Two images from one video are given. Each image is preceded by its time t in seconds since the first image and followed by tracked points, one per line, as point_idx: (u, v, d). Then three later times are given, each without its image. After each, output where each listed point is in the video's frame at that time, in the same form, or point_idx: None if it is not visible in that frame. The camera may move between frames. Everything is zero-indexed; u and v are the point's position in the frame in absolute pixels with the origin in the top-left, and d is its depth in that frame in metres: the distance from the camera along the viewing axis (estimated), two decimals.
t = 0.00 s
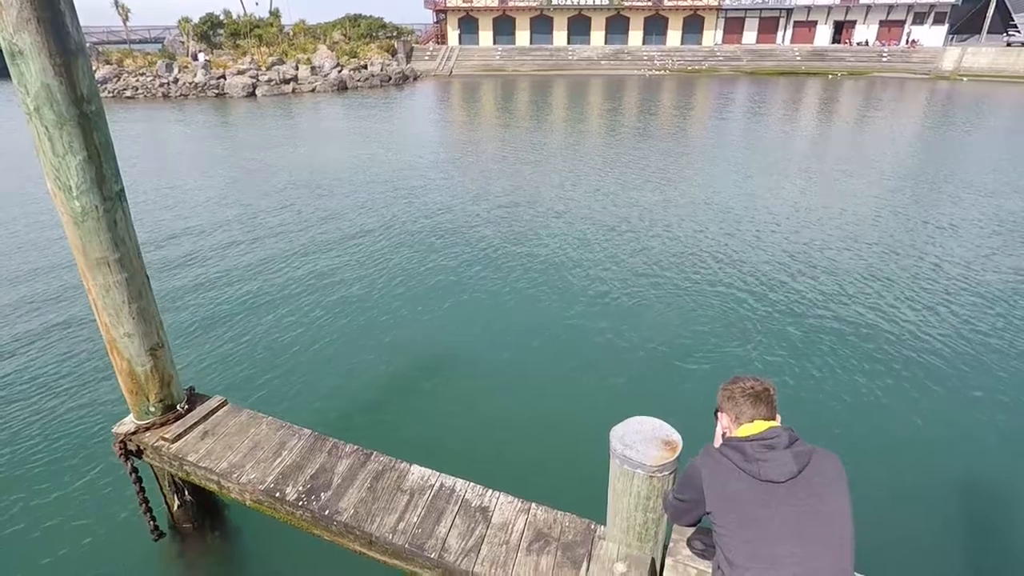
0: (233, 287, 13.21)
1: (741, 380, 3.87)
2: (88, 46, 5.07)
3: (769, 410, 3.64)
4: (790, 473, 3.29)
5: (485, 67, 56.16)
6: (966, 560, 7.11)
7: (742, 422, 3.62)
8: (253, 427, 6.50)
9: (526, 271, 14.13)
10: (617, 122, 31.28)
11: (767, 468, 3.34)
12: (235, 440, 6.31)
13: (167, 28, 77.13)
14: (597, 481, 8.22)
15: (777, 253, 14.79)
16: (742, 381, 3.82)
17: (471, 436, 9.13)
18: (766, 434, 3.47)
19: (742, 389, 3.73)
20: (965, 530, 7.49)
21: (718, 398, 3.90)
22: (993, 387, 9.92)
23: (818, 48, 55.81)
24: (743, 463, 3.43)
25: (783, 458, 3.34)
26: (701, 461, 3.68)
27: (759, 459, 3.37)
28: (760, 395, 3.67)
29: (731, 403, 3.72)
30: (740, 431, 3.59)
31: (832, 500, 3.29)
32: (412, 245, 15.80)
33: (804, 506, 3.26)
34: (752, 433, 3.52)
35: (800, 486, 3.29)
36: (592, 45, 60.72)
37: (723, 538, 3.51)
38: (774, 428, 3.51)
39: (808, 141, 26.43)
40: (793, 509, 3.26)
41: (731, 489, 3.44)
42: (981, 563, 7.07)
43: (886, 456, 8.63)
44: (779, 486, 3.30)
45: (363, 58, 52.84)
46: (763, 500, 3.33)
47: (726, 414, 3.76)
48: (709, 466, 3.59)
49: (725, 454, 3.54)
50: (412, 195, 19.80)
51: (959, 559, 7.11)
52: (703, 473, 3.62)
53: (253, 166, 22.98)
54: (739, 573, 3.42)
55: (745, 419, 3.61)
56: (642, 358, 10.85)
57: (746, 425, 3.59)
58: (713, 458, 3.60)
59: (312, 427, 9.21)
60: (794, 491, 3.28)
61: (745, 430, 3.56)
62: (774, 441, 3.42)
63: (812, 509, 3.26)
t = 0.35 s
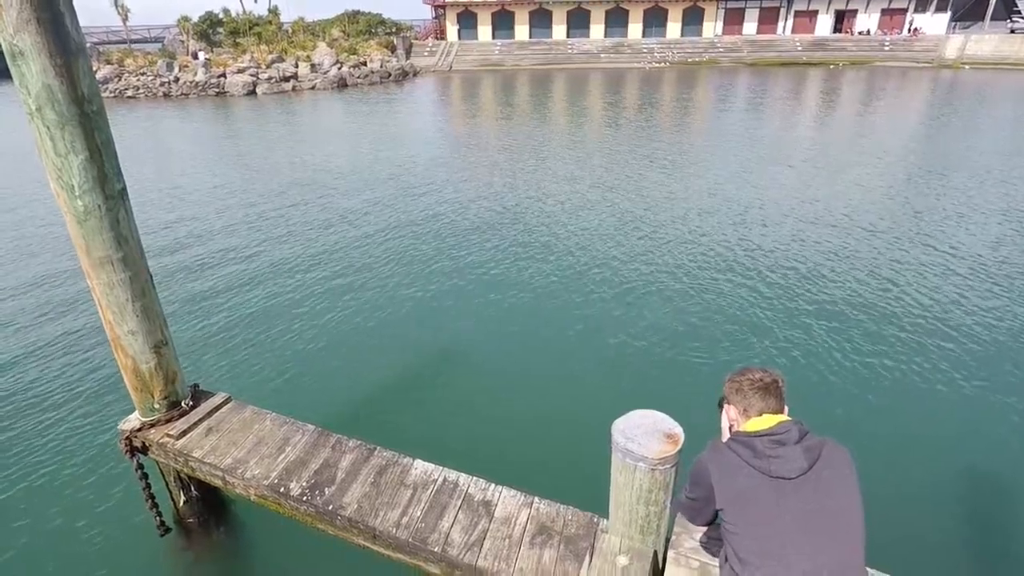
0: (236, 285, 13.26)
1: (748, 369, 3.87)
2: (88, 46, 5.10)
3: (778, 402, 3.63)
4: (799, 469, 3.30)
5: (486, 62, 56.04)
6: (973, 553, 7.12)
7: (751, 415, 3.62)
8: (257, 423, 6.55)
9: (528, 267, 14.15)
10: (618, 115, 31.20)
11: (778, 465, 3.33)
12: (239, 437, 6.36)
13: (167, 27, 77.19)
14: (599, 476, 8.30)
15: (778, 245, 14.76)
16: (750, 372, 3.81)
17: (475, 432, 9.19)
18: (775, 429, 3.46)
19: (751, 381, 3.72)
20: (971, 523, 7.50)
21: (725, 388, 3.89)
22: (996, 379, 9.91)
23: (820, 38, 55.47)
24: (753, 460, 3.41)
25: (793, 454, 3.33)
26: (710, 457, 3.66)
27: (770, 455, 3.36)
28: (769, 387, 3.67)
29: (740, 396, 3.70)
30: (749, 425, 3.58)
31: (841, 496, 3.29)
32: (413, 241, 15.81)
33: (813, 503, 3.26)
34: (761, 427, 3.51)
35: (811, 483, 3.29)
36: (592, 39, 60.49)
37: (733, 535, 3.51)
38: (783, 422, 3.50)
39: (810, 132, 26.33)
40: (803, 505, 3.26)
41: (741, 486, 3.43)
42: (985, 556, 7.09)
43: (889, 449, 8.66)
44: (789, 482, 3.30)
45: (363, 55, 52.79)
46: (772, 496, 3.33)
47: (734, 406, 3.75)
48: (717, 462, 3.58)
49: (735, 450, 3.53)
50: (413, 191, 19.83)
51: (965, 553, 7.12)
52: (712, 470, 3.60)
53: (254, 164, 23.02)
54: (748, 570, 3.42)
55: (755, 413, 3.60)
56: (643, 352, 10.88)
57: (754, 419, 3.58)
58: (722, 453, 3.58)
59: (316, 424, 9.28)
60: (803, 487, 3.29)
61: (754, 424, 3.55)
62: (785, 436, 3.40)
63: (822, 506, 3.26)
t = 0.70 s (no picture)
0: (239, 286, 13.29)
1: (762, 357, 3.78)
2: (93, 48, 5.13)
3: (787, 394, 3.58)
4: (805, 464, 3.27)
5: (488, 64, 56.16)
6: (978, 551, 7.09)
7: (759, 407, 3.57)
8: (260, 424, 6.56)
9: (531, 267, 14.15)
10: (620, 116, 31.22)
11: (784, 459, 3.30)
12: (242, 437, 6.38)
13: (171, 30, 77.52)
14: (602, 474, 8.32)
15: (782, 245, 14.73)
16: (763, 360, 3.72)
17: (478, 432, 9.19)
18: (783, 422, 3.42)
19: (763, 372, 3.63)
20: (977, 522, 7.47)
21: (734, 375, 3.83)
22: (1002, 378, 9.85)
23: (823, 38, 55.39)
24: (758, 454, 3.39)
25: (799, 448, 3.29)
26: (715, 452, 3.63)
27: (776, 449, 3.32)
28: (781, 379, 3.60)
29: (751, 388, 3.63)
30: (756, 418, 3.54)
31: (846, 491, 3.26)
32: (417, 242, 15.83)
33: (818, 497, 3.23)
34: (769, 421, 3.47)
35: (817, 477, 3.26)
36: (595, 39, 60.54)
37: (738, 530, 3.49)
38: (792, 416, 3.45)
39: (812, 131, 26.30)
40: (807, 500, 3.24)
41: (746, 481, 3.41)
42: (993, 554, 7.05)
43: (891, 448, 8.63)
44: (793, 477, 3.28)
45: (366, 57, 52.95)
46: (776, 491, 3.30)
47: (743, 394, 3.70)
48: (722, 456, 3.56)
49: (740, 444, 3.50)
50: (416, 192, 19.86)
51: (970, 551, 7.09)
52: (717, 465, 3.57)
53: (258, 166, 23.10)
54: (754, 565, 3.41)
55: (764, 405, 3.55)
56: (646, 352, 10.87)
57: (764, 413, 3.53)
58: (727, 447, 3.56)
59: (319, 424, 9.30)
60: (808, 482, 3.26)
61: (762, 417, 3.51)
62: (792, 430, 3.37)
63: (826, 501, 3.23)
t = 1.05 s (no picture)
0: (243, 284, 13.35)
1: (768, 342, 3.72)
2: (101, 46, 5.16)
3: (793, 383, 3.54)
4: (811, 457, 3.25)
5: (494, 64, 56.20)
6: (980, 554, 7.08)
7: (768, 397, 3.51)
8: (264, 420, 6.59)
9: (533, 267, 14.16)
10: (624, 117, 31.22)
11: (790, 452, 3.27)
12: (245, 434, 6.41)
13: (178, 29, 77.79)
14: (604, 473, 8.34)
15: (786, 246, 14.69)
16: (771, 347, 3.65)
17: (480, 431, 9.21)
18: (791, 414, 3.37)
19: (771, 362, 3.56)
20: (979, 524, 7.46)
21: (738, 360, 3.75)
22: (1005, 382, 9.81)
23: (829, 40, 55.24)
24: (764, 446, 3.35)
25: (806, 441, 3.27)
26: (718, 442, 3.55)
27: (782, 442, 3.29)
28: (788, 369, 3.54)
29: (759, 377, 3.55)
30: (762, 407, 3.48)
31: (850, 483, 3.27)
32: (420, 241, 15.86)
33: (823, 490, 3.23)
34: (776, 411, 3.41)
35: (822, 470, 3.25)
36: (600, 40, 60.51)
37: (740, 521, 3.50)
38: (798, 407, 3.42)
39: (817, 133, 26.25)
40: (812, 493, 3.23)
41: (751, 472, 3.37)
42: (992, 557, 7.05)
43: (892, 449, 8.63)
44: (799, 469, 3.26)
45: (371, 56, 53.04)
46: (781, 484, 3.28)
47: (749, 381, 3.62)
48: (726, 446, 3.50)
49: (746, 435, 3.44)
50: (420, 191, 19.90)
51: (969, 553, 7.10)
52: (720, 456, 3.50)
53: (263, 164, 23.17)
54: (757, 554, 3.44)
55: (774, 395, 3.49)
56: (648, 353, 10.88)
57: (771, 402, 3.48)
58: (732, 437, 3.50)
59: (322, 421, 9.34)
60: (814, 474, 3.25)
61: (769, 407, 3.45)
62: (799, 422, 3.33)
63: (831, 494, 3.23)
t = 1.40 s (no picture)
0: (249, 286, 13.40)
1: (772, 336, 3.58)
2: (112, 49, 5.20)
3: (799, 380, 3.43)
4: (819, 461, 3.22)
5: (500, 68, 56.40)
6: (991, 563, 6.96)
7: (775, 398, 3.40)
8: (269, 423, 6.60)
9: (539, 272, 14.15)
10: (630, 122, 31.24)
11: (798, 458, 3.23)
12: (250, 436, 6.42)
13: (188, 32, 78.44)
14: (607, 479, 8.29)
15: (791, 253, 14.64)
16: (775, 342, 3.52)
17: (483, 435, 9.19)
18: (800, 419, 3.29)
19: (776, 359, 3.43)
20: (990, 533, 7.34)
21: (741, 355, 3.62)
22: (1016, 390, 9.70)
23: (837, 46, 55.13)
24: (772, 451, 3.29)
25: (815, 446, 3.23)
26: (723, 443, 3.46)
27: (791, 448, 3.24)
28: (795, 367, 3.42)
29: (764, 376, 3.43)
30: (770, 408, 3.37)
31: (857, 482, 3.27)
32: (425, 245, 15.89)
33: (831, 493, 3.23)
34: (783, 415, 3.32)
35: (830, 473, 3.24)
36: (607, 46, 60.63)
37: (744, 520, 3.52)
38: (807, 410, 3.34)
39: (824, 139, 26.19)
40: (821, 496, 3.23)
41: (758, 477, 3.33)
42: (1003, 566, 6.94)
43: (897, 456, 8.54)
44: (807, 474, 3.23)
45: (379, 60, 53.34)
46: (790, 489, 3.26)
47: (754, 378, 3.49)
48: (733, 451, 3.42)
49: (753, 438, 3.36)
50: (426, 195, 19.97)
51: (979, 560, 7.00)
52: (726, 458, 3.42)
53: (270, 167, 23.29)
54: (763, 552, 3.49)
55: (781, 397, 3.38)
56: (654, 359, 10.84)
57: (778, 404, 3.38)
58: (737, 440, 3.42)
59: (326, 424, 9.34)
60: (822, 478, 3.23)
61: (776, 411, 3.35)
62: (808, 427, 3.27)
63: (839, 495, 3.23)
